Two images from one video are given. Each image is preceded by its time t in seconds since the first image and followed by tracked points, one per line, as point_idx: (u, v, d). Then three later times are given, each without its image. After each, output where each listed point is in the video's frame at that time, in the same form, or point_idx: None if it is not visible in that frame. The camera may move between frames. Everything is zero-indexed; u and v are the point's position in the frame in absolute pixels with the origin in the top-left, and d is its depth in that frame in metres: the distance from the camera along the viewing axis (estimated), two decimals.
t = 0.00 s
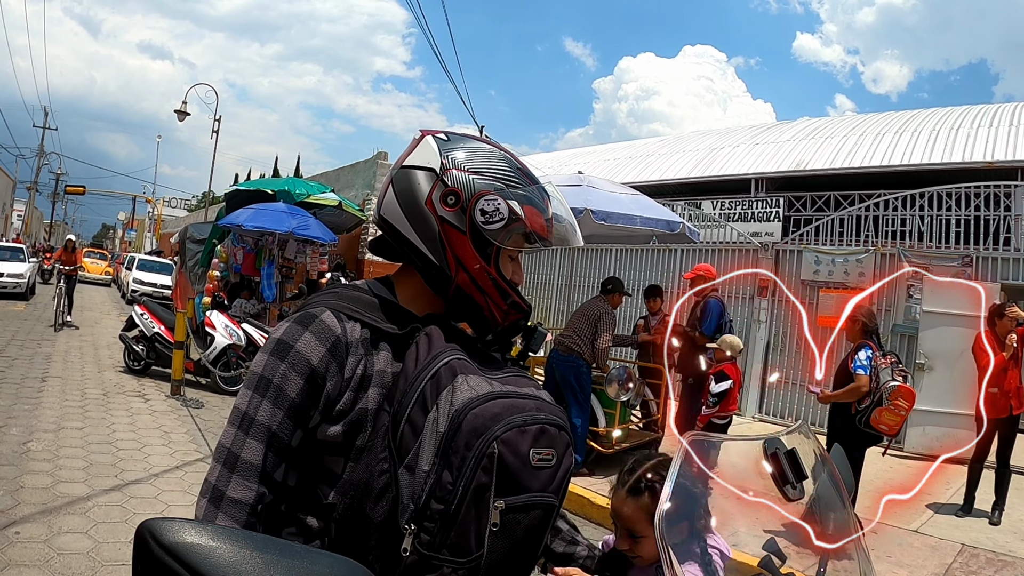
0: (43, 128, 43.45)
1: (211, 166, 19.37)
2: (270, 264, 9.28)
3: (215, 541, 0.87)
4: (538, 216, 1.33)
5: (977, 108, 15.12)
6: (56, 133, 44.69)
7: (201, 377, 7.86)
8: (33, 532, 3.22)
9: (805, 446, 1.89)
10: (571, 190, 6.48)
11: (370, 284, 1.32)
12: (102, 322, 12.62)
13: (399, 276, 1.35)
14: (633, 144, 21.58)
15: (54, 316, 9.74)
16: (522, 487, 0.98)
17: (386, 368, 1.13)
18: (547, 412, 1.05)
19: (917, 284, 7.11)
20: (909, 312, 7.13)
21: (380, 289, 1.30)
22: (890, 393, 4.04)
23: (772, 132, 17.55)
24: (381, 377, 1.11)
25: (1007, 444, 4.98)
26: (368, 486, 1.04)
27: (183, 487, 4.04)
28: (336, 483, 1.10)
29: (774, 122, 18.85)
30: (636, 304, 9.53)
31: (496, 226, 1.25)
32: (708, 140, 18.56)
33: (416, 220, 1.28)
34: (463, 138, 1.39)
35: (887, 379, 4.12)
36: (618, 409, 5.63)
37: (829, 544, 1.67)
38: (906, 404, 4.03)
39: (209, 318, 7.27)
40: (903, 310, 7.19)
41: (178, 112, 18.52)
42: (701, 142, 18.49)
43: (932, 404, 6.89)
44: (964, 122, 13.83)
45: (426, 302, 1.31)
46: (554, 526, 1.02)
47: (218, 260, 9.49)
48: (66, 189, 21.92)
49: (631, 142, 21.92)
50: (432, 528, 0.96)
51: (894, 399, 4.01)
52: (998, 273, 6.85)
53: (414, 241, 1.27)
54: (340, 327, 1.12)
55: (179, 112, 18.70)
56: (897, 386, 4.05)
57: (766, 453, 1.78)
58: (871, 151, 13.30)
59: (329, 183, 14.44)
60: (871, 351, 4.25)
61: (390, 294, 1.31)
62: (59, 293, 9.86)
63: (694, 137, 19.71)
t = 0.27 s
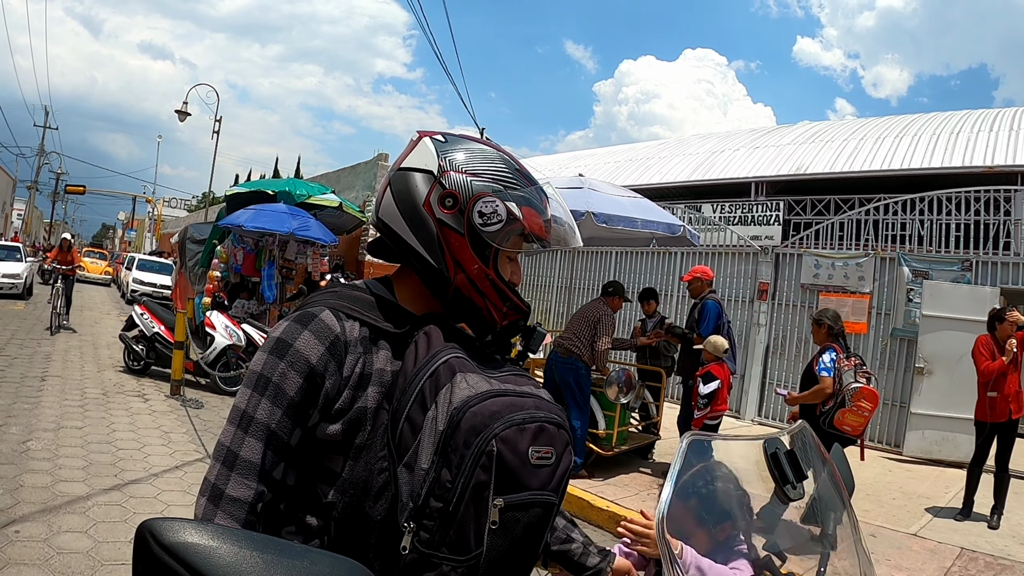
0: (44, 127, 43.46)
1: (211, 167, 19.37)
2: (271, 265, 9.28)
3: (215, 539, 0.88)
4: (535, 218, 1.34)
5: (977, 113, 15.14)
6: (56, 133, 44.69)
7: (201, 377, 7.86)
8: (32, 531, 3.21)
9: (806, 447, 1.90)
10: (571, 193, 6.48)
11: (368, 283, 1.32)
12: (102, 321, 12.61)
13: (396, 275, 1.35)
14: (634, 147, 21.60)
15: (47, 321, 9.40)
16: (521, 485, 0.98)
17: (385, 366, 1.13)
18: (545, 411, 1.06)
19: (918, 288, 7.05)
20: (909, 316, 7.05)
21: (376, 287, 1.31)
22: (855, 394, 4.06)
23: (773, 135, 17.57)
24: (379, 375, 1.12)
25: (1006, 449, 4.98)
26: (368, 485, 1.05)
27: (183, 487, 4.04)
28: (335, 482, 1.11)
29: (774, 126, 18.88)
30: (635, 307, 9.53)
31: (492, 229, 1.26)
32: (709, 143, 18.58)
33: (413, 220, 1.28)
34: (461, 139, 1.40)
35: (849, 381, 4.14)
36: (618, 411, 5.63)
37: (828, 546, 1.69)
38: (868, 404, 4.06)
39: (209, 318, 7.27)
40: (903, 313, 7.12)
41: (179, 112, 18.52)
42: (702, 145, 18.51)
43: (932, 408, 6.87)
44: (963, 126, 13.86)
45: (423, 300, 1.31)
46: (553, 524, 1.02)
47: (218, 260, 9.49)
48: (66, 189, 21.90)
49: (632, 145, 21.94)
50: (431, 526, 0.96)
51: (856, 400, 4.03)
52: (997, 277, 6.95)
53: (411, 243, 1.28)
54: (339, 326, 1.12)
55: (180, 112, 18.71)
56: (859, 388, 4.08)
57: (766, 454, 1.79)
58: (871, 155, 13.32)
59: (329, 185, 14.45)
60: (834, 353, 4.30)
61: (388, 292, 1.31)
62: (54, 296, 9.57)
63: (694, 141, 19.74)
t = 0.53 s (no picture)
0: (44, 127, 43.35)
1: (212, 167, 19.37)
2: (271, 266, 9.29)
3: (214, 539, 0.88)
4: (537, 228, 1.34)
5: (977, 118, 15.18)
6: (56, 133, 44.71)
7: (200, 377, 7.86)
8: (32, 530, 3.22)
9: (805, 447, 1.91)
10: (572, 195, 6.49)
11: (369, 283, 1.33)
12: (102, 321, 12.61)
13: (396, 275, 1.37)
14: (634, 150, 21.63)
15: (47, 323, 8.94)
16: (521, 480, 0.98)
17: (384, 364, 1.14)
18: (543, 406, 1.06)
19: (918, 292, 7.09)
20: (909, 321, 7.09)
21: (374, 287, 1.32)
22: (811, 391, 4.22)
23: (773, 139, 17.61)
24: (378, 373, 1.12)
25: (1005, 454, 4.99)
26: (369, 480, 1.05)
27: (183, 487, 4.04)
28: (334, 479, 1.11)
29: (774, 130, 18.92)
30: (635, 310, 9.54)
31: (494, 236, 1.25)
32: (709, 147, 18.61)
33: (415, 223, 1.29)
34: (468, 144, 1.39)
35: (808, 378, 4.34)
36: (618, 414, 5.62)
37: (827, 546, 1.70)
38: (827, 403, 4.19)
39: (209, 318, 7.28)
40: (903, 317, 7.15)
41: (180, 112, 18.53)
42: (702, 149, 18.55)
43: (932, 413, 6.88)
44: (963, 132, 13.88)
45: (419, 298, 1.33)
46: (553, 519, 1.01)
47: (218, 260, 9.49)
48: (66, 188, 21.89)
49: (632, 148, 21.97)
50: (431, 522, 0.97)
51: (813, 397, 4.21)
52: (996, 282, 6.98)
53: (412, 246, 1.29)
54: (338, 324, 1.13)
55: (181, 112, 18.72)
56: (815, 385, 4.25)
57: (766, 453, 1.80)
58: (871, 160, 13.34)
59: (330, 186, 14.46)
60: (797, 352, 4.63)
61: (387, 292, 1.32)
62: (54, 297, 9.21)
63: (695, 144, 19.77)
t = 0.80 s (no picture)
0: (45, 127, 43.35)
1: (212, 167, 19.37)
2: (270, 266, 9.29)
3: (214, 539, 0.88)
4: (542, 228, 1.35)
5: (977, 116, 15.16)
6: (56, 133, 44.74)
7: (200, 377, 7.86)
8: (32, 530, 3.22)
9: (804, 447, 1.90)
10: (572, 195, 6.49)
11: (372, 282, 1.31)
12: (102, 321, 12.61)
13: (396, 273, 1.36)
14: (634, 149, 21.63)
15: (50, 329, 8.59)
16: (521, 476, 0.97)
17: (382, 363, 1.14)
18: (542, 402, 1.05)
19: (917, 291, 7.06)
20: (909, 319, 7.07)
21: (374, 284, 1.31)
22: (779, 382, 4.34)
23: (773, 138, 17.60)
24: (377, 371, 1.12)
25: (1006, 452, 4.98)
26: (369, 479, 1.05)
27: (183, 487, 4.04)
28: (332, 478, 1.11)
29: (774, 129, 18.92)
30: (635, 309, 9.54)
31: (502, 232, 1.26)
32: (709, 146, 18.61)
33: (423, 217, 1.28)
34: (473, 146, 1.40)
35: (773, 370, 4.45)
36: (618, 413, 5.63)
37: (828, 546, 1.69)
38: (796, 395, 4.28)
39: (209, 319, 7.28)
40: (903, 317, 7.12)
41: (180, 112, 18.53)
42: (702, 148, 18.54)
43: (932, 411, 6.88)
44: (963, 130, 13.87)
45: (422, 297, 1.33)
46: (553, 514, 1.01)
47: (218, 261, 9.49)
48: (66, 189, 21.89)
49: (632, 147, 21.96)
50: (433, 518, 0.97)
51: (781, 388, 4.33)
52: (997, 281, 6.98)
53: (421, 240, 1.27)
54: (336, 322, 1.12)
55: (181, 112, 18.72)
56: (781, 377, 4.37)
57: (765, 454, 1.79)
58: (871, 159, 13.34)
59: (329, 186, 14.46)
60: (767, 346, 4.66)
61: (386, 290, 1.32)
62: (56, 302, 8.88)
63: (694, 144, 19.75)
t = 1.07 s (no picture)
0: (45, 127, 43.40)
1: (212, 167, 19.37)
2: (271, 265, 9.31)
3: (214, 539, 0.88)
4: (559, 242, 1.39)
5: (978, 115, 15.15)
6: (56, 133, 44.82)
7: (201, 377, 7.87)
8: (33, 530, 3.22)
9: (806, 448, 1.90)
10: (572, 194, 6.49)
11: (392, 282, 1.29)
12: (102, 321, 12.62)
13: (412, 273, 1.34)
14: (634, 149, 21.62)
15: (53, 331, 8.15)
16: (545, 469, 0.98)
17: (401, 359, 1.14)
18: (560, 400, 1.07)
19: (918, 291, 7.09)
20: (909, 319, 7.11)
21: (393, 283, 1.29)
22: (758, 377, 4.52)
23: (773, 137, 17.59)
24: (398, 366, 1.13)
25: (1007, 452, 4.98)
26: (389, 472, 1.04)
27: (183, 487, 4.05)
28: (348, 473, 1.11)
29: (774, 129, 18.91)
30: (635, 309, 9.55)
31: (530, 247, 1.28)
32: (709, 145, 18.60)
33: (453, 225, 1.26)
34: (495, 155, 1.40)
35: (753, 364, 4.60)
36: (618, 413, 5.63)
37: (830, 546, 1.69)
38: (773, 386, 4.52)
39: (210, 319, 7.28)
40: (903, 317, 7.17)
41: (180, 112, 18.56)
42: (702, 148, 18.54)
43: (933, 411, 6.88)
44: (964, 129, 13.85)
45: (437, 298, 1.31)
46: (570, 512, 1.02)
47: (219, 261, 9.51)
48: (66, 189, 21.88)
49: (632, 147, 21.95)
50: (462, 507, 0.96)
51: (760, 382, 4.50)
52: (997, 280, 6.97)
53: (448, 247, 1.26)
54: (360, 317, 1.12)
55: (181, 112, 18.71)
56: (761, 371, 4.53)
57: (765, 454, 1.79)
58: (871, 158, 13.32)
59: (330, 186, 14.46)
60: (745, 341, 4.78)
61: (402, 288, 1.30)
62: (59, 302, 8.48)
63: (695, 143, 19.73)
